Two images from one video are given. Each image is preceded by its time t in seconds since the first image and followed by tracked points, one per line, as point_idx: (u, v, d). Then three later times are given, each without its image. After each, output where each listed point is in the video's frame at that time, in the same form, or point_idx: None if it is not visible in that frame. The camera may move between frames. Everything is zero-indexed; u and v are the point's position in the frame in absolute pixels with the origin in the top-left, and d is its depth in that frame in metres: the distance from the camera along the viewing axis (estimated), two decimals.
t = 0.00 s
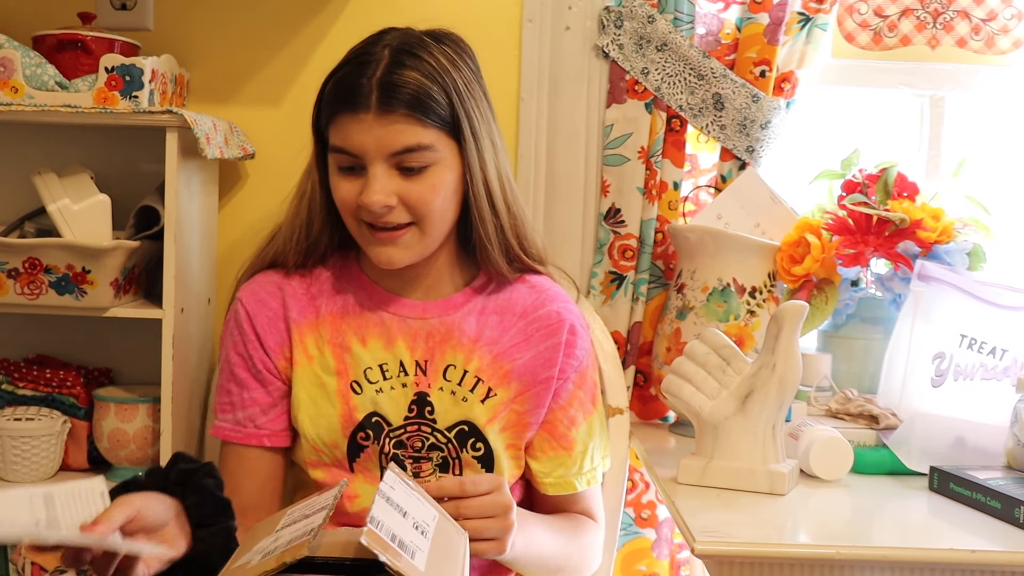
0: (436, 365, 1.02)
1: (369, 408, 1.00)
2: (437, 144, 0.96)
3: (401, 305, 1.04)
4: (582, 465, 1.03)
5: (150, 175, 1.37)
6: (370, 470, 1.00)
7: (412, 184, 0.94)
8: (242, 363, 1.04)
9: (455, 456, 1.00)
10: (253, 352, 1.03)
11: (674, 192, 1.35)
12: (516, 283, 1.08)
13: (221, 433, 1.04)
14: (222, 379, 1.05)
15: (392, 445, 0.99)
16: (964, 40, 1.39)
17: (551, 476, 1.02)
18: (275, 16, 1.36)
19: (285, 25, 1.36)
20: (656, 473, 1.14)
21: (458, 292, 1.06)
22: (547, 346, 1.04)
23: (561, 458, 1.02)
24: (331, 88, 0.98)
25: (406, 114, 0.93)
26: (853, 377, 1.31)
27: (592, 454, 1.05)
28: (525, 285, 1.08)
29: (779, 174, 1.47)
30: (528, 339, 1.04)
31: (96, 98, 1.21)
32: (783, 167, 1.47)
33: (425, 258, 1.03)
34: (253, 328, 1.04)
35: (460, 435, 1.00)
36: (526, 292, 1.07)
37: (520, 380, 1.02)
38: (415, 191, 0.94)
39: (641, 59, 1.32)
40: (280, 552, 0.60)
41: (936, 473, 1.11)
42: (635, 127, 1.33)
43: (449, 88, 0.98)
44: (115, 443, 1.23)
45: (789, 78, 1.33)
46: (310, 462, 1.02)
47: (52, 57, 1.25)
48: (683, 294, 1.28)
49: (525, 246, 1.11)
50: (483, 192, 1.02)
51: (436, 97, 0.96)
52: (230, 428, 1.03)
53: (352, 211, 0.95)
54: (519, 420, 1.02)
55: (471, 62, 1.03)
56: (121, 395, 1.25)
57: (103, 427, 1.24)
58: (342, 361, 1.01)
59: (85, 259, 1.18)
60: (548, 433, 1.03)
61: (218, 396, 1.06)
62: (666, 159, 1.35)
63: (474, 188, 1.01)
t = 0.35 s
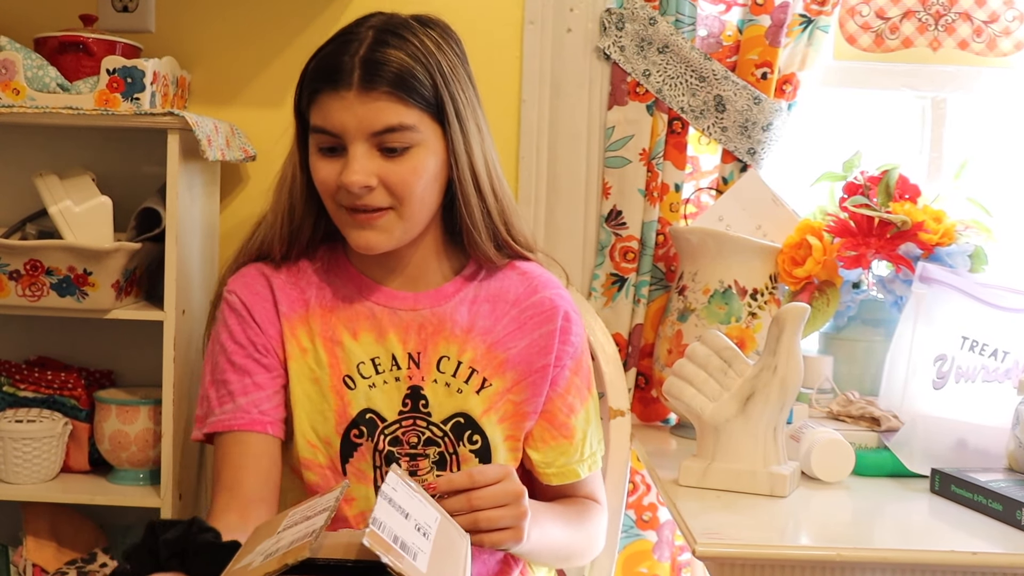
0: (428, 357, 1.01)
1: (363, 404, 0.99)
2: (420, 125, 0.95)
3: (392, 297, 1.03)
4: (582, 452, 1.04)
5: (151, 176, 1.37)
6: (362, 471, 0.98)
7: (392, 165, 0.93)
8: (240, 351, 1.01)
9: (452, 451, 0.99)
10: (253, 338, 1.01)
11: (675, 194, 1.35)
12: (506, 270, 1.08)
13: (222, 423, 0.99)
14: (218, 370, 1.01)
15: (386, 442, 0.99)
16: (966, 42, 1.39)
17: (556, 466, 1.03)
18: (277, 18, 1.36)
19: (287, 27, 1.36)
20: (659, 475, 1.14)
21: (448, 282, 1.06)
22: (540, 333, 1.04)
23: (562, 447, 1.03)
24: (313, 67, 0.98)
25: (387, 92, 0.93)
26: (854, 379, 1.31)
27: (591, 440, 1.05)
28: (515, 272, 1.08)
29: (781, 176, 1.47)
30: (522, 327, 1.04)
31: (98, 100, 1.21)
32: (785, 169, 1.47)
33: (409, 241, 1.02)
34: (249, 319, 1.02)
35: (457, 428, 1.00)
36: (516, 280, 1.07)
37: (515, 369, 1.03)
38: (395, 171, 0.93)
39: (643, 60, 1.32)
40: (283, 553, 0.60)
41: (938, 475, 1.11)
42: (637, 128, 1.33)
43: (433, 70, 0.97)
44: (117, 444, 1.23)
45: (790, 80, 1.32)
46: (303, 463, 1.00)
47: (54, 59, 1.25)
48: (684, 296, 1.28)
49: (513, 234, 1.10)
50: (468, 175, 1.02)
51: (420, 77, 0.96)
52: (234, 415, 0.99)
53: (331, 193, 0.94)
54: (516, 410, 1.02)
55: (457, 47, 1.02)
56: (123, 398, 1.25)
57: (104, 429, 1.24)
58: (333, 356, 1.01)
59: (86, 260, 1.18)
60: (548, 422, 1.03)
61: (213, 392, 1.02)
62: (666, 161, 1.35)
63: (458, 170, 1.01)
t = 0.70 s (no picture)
0: (428, 347, 1.01)
1: (358, 393, 0.99)
2: (428, 118, 0.94)
3: (391, 286, 1.03)
4: (586, 445, 1.05)
5: (151, 177, 1.37)
6: (354, 463, 0.99)
7: (404, 159, 0.93)
8: (232, 331, 1.00)
9: (449, 444, 1.00)
10: (248, 319, 1.00)
11: (676, 195, 1.35)
12: (506, 262, 1.08)
13: (203, 403, 0.97)
14: (206, 349, 1.00)
15: (381, 433, 0.99)
16: (965, 42, 1.40)
17: (559, 460, 1.04)
18: (278, 20, 1.36)
19: (288, 27, 1.36)
20: (659, 476, 1.14)
21: (448, 273, 1.06)
22: (543, 325, 1.05)
23: (565, 440, 1.03)
24: (315, 60, 0.96)
25: (397, 86, 0.92)
26: (855, 380, 1.31)
27: (594, 432, 1.06)
28: (516, 264, 1.08)
29: (782, 178, 1.47)
30: (524, 318, 1.05)
31: (98, 100, 1.21)
32: (786, 171, 1.47)
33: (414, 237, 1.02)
34: (245, 300, 1.01)
35: (454, 421, 1.00)
36: (517, 272, 1.08)
37: (517, 361, 1.03)
38: (406, 165, 0.93)
39: (643, 61, 1.32)
40: (281, 556, 0.60)
41: (938, 476, 1.11)
42: (637, 129, 1.33)
43: (440, 62, 0.97)
44: (117, 445, 1.23)
45: (791, 81, 1.33)
46: (293, 452, 1.00)
47: (55, 60, 1.25)
48: (685, 297, 1.28)
49: (512, 228, 1.10)
50: (474, 166, 1.02)
51: (427, 70, 0.95)
52: (216, 397, 0.97)
53: (337, 186, 0.93)
54: (518, 403, 1.02)
55: (456, 34, 1.01)
56: (123, 399, 1.25)
57: (104, 430, 1.24)
58: (328, 342, 1.01)
59: (87, 261, 1.18)
60: (551, 416, 1.04)
61: (196, 371, 1.00)
62: (667, 162, 1.35)
63: (465, 162, 1.01)
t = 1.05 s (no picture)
0: (430, 347, 1.01)
1: (360, 393, 0.99)
2: (466, 126, 0.97)
3: (395, 286, 1.04)
4: (577, 449, 1.03)
5: (150, 175, 1.37)
6: (357, 462, 0.98)
7: (445, 168, 0.95)
8: (222, 342, 1.03)
9: (451, 444, 1.00)
10: (238, 331, 1.02)
11: (675, 194, 1.35)
12: (510, 267, 1.08)
13: (186, 410, 1.01)
14: (195, 355, 1.03)
15: (383, 433, 0.99)
16: (964, 42, 1.40)
17: (549, 460, 1.02)
18: (277, 19, 1.36)
19: (286, 27, 1.36)
20: (658, 475, 1.14)
21: (453, 273, 1.06)
22: (543, 327, 1.04)
23: (558, 442, 1.02)
24: (351, 68, 0.95)
25: (443, 96, 0.94)
26: (854, 379, 1.31)
27: (587, 438, 1.04)
28: (521, 267, 1.08)
29: (781, 176, 1.47)
30: (525, 320, 1.04)
31: (97, 99, 1.21)
32: (785, 170, 1.47)
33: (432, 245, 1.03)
34: (238, 307, 1.03)
35: (456, 420, 1.00)
36: (521, 274, 1.07)
37: (516, 362, 1.02)
38: (448, 173, 0.95)
39: (643, 60, 1.32)
40: (280, 555, 0.60)
41: (936, 475, 1.11)
42: (636, 128, 1.33)
43: (473, 70, 0.99)
44: (116, 444, 1.23)
45: (790, 79, 1.33)
46: (295, 451, 1.00)
47: (54, 58, 1.25)
48: (684, 295, 1.28)
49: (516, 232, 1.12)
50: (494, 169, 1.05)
51: (465, 79, 0.97)
52: (201, 407, 1.02)
53: (378, 197, 0.94)
54: (516, 404, 1.01)
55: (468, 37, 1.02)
56: (122, 398, 1.25)
57: (103, 428, 1.24)
58: (330, 343, 1.01)
59: (85, 260, 1.17)
60: (545, 416, 1.03)
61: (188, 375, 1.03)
62: (666, 161, 1.35)
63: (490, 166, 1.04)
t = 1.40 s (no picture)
0: (428, 344, 1.01)
1: (360, 390, 0.99)
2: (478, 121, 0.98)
3: (393, 284, 1.04)
4: (582, 441, 1.01)
5: (146, 175, 1.37)
6: (361, 458, 0.99)
7: (456, 160, 0.96)
8: (217, 347, 1.04)
9: (451, 439, 1.00)
10: (233, 336, 1.02)
11: (672, 194, 1.35)
12: (510, 268, 1.07)
13: (182, 411, 1.03)
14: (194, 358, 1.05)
15: (384, 429, 0.99)
16: (961, 42, 1.39)
17: (550, 451, 1.01)
18: (273, 19, 1.35)
19: (282, 27, 1.36)
20: (655, 474, 1.14)
21: (453, 271, 1.06)
22: (540, 321, 1.03)
23: (559, 432, 1.00)
24: (367, 58, 0.96)
25: (458, 88, 0.95)
26: (851, 379, 1.31)
27: (594, 430, 1.02)
28: (521, 266, 1.08)
29: (778, 177, 1.47)
30: (523, 315, 1.04)
31: (92, 99, 1.21)
32: (782, 170, 1.47)
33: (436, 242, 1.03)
34: (236, 309, 1.03)
35: (455, 415, 1.00)
36: (520, 272, 1.07)
37: (514, 356, 1.02)
38: (459, 165, 0.96)
39: (640, 60, 1.32)
40: (277, 555, 0.60)
41: (933, 475, 1.11)
42: (634, 128, 1.33)
43: (486, 67, 1.01)
44: (112, 444, 1.23)
45: (787, 80, 1.32)
46: (303, 446, 1.01)
47: (48, 58, 1.24)
48: (682, 295, 1.27)
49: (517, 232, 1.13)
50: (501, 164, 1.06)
51: (479, 74, 0.99)
52: (196, 409, 1.03)
53: (391, 189, 0.95)
54: (516, 399, 1.01)
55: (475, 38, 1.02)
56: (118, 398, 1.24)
57: (100, 429, 1.23)
58: (328, 341, 1.01)
59: (81, 260, 1.17)
60: (545, 407, 1.01)
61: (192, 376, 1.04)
62: (664, 161, 1.35)
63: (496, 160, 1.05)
